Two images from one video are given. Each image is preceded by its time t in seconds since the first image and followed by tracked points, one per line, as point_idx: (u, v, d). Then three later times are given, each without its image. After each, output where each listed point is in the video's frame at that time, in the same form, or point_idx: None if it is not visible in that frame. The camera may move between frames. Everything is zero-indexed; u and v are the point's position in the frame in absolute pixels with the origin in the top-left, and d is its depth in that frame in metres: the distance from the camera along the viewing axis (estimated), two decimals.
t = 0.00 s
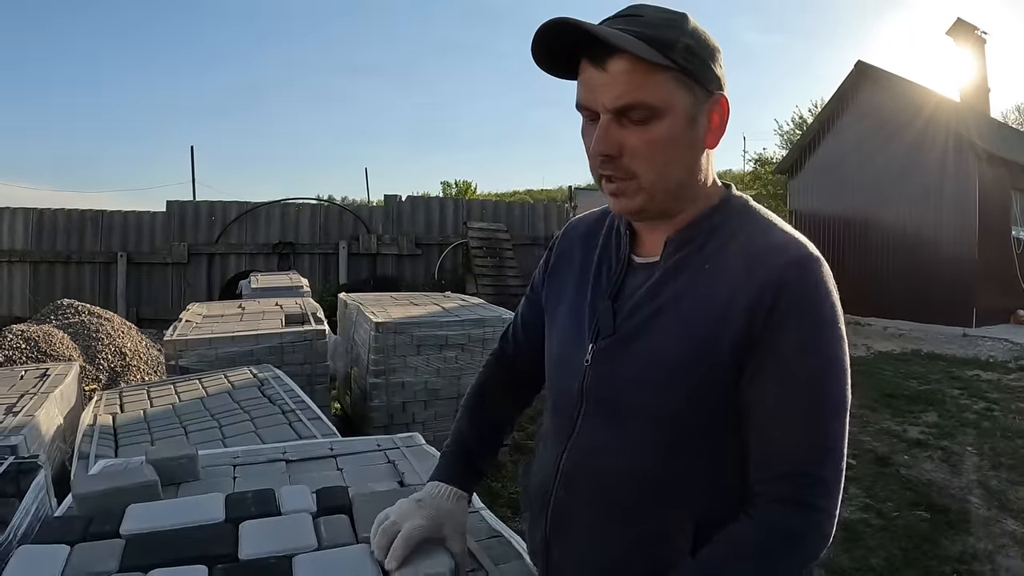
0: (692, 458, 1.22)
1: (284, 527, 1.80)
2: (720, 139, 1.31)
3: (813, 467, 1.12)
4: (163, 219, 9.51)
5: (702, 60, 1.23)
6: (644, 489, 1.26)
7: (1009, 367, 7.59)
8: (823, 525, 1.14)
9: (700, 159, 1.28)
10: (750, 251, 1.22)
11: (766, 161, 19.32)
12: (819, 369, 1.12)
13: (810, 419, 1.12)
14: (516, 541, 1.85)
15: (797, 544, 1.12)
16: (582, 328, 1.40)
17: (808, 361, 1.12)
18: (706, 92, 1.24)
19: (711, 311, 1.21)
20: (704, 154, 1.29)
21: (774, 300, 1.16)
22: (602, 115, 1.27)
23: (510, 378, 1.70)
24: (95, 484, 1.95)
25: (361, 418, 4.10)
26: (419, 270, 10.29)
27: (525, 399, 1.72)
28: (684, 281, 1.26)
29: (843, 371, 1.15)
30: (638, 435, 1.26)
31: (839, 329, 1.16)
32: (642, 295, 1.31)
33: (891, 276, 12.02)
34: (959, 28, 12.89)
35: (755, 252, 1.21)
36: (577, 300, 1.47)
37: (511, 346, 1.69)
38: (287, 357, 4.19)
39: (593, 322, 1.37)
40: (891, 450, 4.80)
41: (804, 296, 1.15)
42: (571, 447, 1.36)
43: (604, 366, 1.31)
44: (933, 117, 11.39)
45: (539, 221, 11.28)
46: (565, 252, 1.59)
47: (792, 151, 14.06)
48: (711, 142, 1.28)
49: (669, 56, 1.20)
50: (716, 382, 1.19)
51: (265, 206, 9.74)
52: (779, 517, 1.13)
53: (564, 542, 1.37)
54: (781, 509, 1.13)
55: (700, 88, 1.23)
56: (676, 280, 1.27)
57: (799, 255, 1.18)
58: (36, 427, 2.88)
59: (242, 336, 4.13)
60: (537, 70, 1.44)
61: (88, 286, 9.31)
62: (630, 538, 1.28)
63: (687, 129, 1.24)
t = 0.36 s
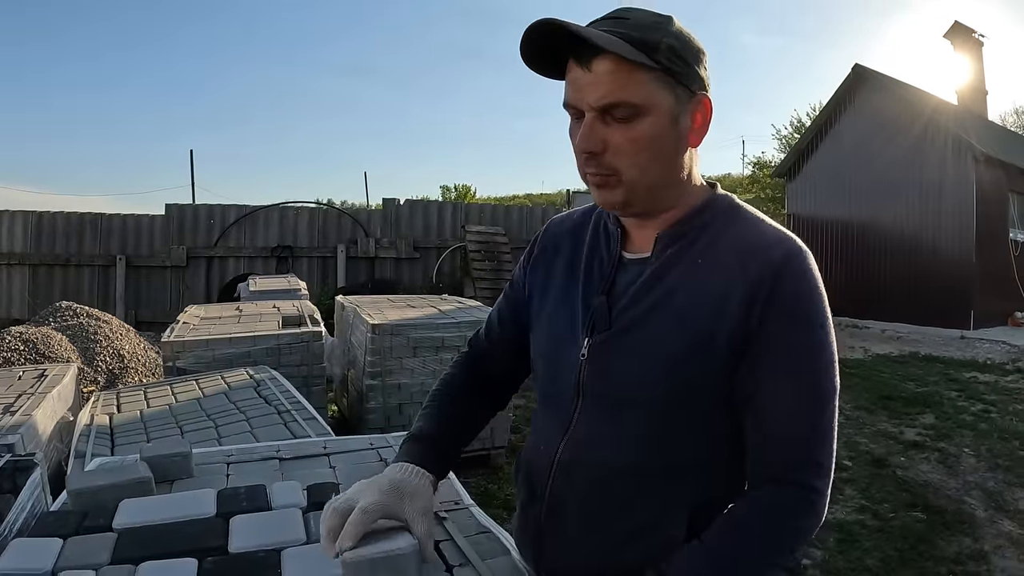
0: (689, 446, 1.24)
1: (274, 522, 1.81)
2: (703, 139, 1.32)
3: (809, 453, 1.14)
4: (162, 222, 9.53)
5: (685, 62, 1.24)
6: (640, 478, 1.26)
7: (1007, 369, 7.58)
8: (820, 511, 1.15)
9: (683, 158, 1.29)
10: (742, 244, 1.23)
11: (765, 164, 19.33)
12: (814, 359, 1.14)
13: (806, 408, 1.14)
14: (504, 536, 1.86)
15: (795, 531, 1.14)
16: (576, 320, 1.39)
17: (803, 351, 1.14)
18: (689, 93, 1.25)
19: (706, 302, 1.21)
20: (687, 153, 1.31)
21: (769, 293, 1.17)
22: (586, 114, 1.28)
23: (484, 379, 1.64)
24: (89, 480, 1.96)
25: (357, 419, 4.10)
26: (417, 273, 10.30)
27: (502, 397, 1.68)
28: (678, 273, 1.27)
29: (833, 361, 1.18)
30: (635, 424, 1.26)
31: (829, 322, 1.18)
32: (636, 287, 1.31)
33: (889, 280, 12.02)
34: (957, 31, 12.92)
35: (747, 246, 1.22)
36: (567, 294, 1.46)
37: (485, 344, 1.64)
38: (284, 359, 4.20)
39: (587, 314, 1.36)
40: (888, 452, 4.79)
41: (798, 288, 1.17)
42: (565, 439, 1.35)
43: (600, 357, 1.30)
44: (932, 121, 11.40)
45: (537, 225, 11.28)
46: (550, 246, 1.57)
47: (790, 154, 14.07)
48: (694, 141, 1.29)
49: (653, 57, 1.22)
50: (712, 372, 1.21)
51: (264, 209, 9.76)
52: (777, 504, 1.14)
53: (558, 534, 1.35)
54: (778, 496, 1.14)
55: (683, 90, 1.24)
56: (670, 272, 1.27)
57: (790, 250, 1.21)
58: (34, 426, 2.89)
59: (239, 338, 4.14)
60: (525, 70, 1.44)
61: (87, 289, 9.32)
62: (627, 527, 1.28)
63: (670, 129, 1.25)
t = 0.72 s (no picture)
0: (683, 441, 1.26)
1: (268, 529, 1.81)
2: (657, 149, 1.34)
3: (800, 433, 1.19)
4: (161, 227, 9.54)
5: (630, 77, 1.26)
6: (639, 478, 1.26)
7: (1005, 374, 7.58)
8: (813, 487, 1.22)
9: (636, 169, 1.31)
10: (718, 245, 1.28)
11: (763, 169, 19.35)
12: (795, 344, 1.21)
13: (794, 392, 1.20)
14: (497, 545, 1.86)
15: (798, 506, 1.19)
16: (557, 331, 1.38)
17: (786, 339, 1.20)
18: (638, 107, 1.27)
19: (692, 300, 1.25)
20: (642, 164, 1.33)
21: (749, 292, 1.23)
22: (537, 134, 1.31)
23: (455, 406, 1.60)
24: (85, 486, 1.98)
25: (354, 425, 4.09)
26: (415, 278, 10.31)
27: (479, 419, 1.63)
28: (661, 276, 1.29)
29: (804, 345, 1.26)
30: (630, 426, 1.26)
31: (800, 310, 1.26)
32: (620, 293, 1.32)
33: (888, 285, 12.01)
34: (955, 35, 12.96)
35: (722, 245, 1.28)
36: (542, 309, 1.44)
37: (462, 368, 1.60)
38: (281, 364, 4.19)
39: (569, 323, 1.36)
40: (885, 457, 4.79)
41: (773, 280, 1.24)
42: (558, 449, 1.32)
43: (592, 362, 1.29)
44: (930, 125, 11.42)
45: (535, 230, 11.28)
46: (518, 265, 1.54)
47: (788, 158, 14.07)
48: (647, 153, 1.31)
49: (596, 76, 1.24)
50: (701, 367, 1.24)
51: (262, 214, 9.78)
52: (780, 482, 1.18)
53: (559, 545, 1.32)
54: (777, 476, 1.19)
55: (630, 104, 1.26)
56: (653, 275, 1.30)
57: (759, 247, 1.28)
58: (30, 431, 2.90)
59: (236, 343, 4.13)
60: (482, 96, 1.46)
61: (85, 293, 9.31)
62: (629, 529, 1.27)
63: (619, 144, 1.27)
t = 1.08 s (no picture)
0: (703, 431, 1.30)
1: (281, 536, 1.82)
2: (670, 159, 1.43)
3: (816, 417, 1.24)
4: (161, 230, 9.53)
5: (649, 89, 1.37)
6: (665, 466, 1.30)
7: (1005, 377, 7.60)
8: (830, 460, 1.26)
9: (653, 173, 1.39)
10: (729, 245, 1.33)
11: (762, 171, 19.39)
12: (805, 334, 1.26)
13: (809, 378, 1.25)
14: (511, 550, 1.87)
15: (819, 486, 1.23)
16: (577, 331, 1.42)
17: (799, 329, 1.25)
18: (655, 115, 1.37)
19: (708, 295, 1.29)
20: (657, 170, 1.41)
21: (760, 283, 1.28)
22: (562, 135, 1.40)
23: (501, 413, 1.72)
24: (93, 493, 1.98)
25: (357, 429, 4.08)
26: (416, 281, 10.30)
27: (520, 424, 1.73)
28: (676, 274, 1.33)
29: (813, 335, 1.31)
30: (654, 417, 1.30)
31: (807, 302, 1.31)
32: (638, 292, 1.36)
33: (888, 288, 12.04)
34: (954, 38, 13.01)
35: (733, 244, 1.33)
36: (561, 313, 1.48)
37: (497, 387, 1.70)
38: (284, 368, 4.19)
39: (589, 322, 1.40)
40: (888, 461, 4.80)
41: (781, 274, 1.29)
42: (583, 443, 1.36)
43: (614, 357, 1.33)
44: (929, 128, 11.46)
45: (536, 233, 11.29)
46: (533, 278, 1.60)
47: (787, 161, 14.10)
48: (662, 159, 1.39)
49: (617, 83, 1.34)
50: (720, 359, 1.28)
51: (263, 217, 9.77)
52: (801, 465, 1.22)
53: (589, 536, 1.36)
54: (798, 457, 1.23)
55: (649, 112, 1.36)
56: (669, 273, 1.34)
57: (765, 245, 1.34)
58: (33, 435, 2.89)
59: (239, 347, 4.13)
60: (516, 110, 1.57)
61: (85, 296, 9.29)
62: (661, 512, 1.31)
63: (639, 144, 1.35)
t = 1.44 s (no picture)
0: (699, 404, 1.46)
1: (282, 536, 1.83)
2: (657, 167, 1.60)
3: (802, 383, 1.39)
4: (162, 232, 9.54)
5: (641, 103, 1.55)
6: (666, 439, 1.46)
7: (1005, 379, 7.60)
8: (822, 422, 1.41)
9: (642, 176, 1.56)
10: (710, 234, 1.49)
11: (763, 174, 19.42)
12: (785, 310, 1.41)
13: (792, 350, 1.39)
14: (511, 550, 1.90)
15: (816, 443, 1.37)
16: (579, 325, 1.59)
17: (777, 307, 1.40)
18: (647, 125, 1.55)
19: (694, 284, 1.45)
20: (646, 175, 1.57)
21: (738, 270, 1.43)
22: (564, 136, 1.55)
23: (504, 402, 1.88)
24: (95, 493, 1.99)
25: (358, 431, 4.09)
26: (416, 284, 10.32)
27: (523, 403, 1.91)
28: (666, 267, 1.49)
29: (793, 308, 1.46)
30: (655, 396, 1.46)
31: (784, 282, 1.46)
32: (633, 285, 1.52)
33: (889, 290, 12.05)
34: (955, 41, 13.03)
35: (712, 235, 1.49)
36: (562, 309, 1.65)
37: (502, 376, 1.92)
38: (285, 370, 4.20)
39: (590, 317, 1.57)
40: (887, 463, 4.81)
41: (760, 259, 1.44)
42: (593, 424, 1.53)
43: (614, 346, 1.50)
44: (930, 131, 11.47)
45: (536, 236, 11.29)
46: (535, 281, 1.77)
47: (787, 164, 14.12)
48: (651, 164, 1.56)
49: (613, 92, 1.52)
50: (709, 339, 1.44)
51: (264, 220, 9.78)
52: (792, 426, 1.38)
53: (605, 507, 1.52)
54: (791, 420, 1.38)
55: (642, 121, 1.54)
56: (660, 266, 1.50)
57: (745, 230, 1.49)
58: (35, 436, 2.90)
59: (240, 349, 4.14)
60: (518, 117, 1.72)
61: (86, 298, 9.30)
62: (668, 481, 1.47)
63: (632, 148, 1.52)
